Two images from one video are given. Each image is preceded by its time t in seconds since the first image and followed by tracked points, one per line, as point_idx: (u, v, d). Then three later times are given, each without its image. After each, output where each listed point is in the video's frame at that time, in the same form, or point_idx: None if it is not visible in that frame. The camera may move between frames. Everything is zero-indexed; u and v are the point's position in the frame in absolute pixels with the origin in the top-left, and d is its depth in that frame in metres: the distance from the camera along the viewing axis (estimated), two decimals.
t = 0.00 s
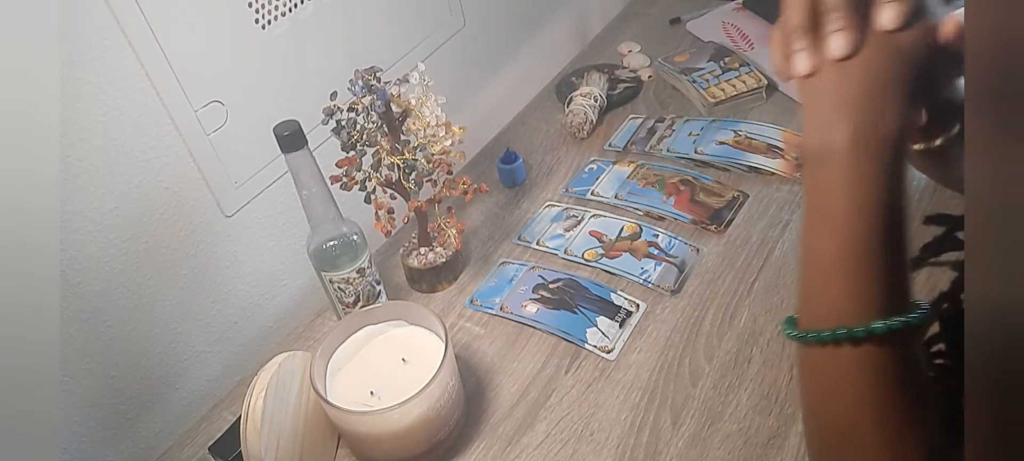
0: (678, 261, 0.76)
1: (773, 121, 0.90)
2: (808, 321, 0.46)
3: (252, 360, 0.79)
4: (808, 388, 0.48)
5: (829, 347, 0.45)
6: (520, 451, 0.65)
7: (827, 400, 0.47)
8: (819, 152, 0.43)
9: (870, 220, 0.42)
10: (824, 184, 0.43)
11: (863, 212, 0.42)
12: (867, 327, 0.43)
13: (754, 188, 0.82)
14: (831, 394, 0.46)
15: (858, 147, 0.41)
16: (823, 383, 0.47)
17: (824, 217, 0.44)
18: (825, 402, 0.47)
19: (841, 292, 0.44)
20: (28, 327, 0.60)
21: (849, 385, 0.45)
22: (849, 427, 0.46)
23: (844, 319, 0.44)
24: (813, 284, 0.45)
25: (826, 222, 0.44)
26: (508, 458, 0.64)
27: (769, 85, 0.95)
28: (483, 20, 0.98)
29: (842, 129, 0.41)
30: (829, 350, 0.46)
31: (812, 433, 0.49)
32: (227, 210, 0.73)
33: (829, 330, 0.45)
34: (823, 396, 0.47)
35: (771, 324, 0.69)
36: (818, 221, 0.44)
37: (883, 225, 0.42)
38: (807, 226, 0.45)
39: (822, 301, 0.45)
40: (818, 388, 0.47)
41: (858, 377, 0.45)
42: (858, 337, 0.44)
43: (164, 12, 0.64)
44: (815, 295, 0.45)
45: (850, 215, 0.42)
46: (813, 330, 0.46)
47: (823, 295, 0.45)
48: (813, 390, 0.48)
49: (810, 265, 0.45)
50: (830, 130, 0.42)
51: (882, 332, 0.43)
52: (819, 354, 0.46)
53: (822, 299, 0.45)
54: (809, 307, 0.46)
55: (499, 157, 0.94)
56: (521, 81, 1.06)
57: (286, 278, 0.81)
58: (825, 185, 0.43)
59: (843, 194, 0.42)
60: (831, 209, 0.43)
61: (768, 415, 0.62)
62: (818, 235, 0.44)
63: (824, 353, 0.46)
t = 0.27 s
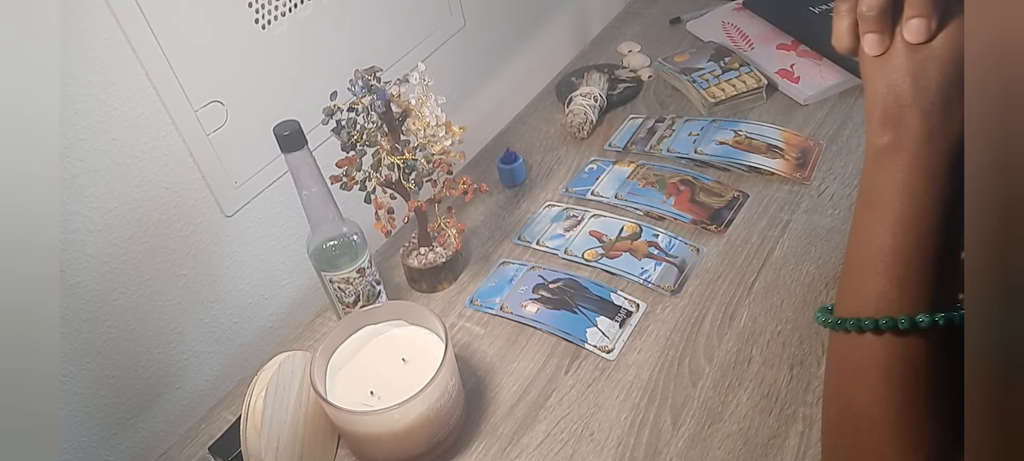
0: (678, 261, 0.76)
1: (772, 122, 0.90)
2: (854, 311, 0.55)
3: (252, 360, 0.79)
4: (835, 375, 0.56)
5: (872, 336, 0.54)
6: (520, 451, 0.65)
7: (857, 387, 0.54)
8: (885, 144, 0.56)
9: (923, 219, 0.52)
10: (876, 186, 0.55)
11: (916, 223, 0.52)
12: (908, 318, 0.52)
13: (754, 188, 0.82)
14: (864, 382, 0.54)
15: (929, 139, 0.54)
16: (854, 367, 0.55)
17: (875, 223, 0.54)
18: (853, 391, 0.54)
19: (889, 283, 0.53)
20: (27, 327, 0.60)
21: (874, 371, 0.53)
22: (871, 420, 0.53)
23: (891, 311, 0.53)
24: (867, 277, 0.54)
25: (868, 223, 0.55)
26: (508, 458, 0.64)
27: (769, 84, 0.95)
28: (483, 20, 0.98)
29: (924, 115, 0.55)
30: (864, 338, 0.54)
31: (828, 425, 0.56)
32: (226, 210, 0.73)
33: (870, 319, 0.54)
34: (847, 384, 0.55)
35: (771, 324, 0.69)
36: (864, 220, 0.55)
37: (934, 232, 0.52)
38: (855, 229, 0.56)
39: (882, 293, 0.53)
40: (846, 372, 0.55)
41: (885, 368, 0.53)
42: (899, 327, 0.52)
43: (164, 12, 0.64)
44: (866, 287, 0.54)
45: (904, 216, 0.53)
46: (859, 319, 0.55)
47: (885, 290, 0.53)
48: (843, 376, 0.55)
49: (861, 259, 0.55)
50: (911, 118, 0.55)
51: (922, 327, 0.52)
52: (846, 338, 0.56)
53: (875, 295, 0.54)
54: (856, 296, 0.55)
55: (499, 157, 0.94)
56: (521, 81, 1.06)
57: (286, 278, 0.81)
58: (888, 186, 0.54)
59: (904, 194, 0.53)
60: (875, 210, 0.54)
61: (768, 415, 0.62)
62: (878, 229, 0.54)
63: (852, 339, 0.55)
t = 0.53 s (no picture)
0: (678, 261, 0.76)
1: (772, 122, 0.90)
2: (851, 313, 0.54)
3: (253, 360, 0.79)
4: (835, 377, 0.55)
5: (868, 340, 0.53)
6: (520, 451, 0.65)
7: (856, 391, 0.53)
8: (878, 146, 0.53)
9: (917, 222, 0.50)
10: (871, 189, 0.53)
11: (909, 228, 0.50)
12: (904, 323, 0.50)
13: (754, 188, 0.82)
14: (861, 384, 0.53)
15: (920, 141, 0.51)
16: (852, 370, 0.54)
17: (870, 227, 0.52)
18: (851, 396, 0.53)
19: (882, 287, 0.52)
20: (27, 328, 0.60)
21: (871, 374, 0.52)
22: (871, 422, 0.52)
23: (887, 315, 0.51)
24: (862, 279, 0.53)
25: (864, 227, 0.53)
26: (508, 458, 0.64)
27: (770, 84, 0.95)
28: (483, 20, 0.98)
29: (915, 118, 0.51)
30: (861, 341, 0.53)
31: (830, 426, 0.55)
32: (226, 210, 0.73)
33: (867, 323, 0.52)
34: (846, 387, 0.54)
35: (771, 324, 0.69)
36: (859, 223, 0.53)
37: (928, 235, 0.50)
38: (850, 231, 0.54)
39: (877, 298, 0.52)
40: (843, 375, 0.54)
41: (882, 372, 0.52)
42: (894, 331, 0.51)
43: (164, 12, 0.64)
44: (861, 290, 0.53)
45: (898, 220, 0.51)
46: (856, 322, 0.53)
47: (880, 293, 0.52)
48: (843, 379, 0.54)
49: (855, 263, 0.53)
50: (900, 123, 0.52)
51: (918, 330, 0.50)
52: (843, 342, 0.54)
53: (870, 298, 0.52)
54: (852, 299, 0.54)
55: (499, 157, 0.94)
56: (521, 81, 1.06)
57: (286, 278, 0.81)
58: (882, 190, 0.52)
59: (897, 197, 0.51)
60: (870, 215, 0.52)
61: (768, 415, 0.62)
62: (870, 232, 0.52)
63: (849, 342, 0.54)
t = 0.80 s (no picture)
0: (678, 261, 0.76)
1: (772, 122, 0.90)
2: (832, 325, 0.53)
3: (252, 360, 0.79)
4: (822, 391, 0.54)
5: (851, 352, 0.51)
6: (520, 452, 0.65)
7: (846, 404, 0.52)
8: (848, 152, 0.51)
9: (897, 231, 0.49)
10: (846, 199, 0.51)
11: (887, 238, 0.49)
12: (886, 334, 0.49)
13: (754, 188, 0.82)
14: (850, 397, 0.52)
15: (890, 149, 0.49)
16: (839, 383, 0.52)
17: (849, 239, 0.51)
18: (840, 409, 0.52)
19: (864, 299, 0.50)
20: (26, 327, 0.60)
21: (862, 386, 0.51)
22: (865, 432, 0.51)
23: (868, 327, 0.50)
24: (842, 291, 0.52)
25: (843, 238, 0.51)
26: (508, 458, 0.64)
27: (770, 84, 0.95)
28: (483, 20, 0.98)
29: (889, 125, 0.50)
30: (844, 355, 0.52)
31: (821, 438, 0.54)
32: (226, 210, 0.73)
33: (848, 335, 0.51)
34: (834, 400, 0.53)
35: (771, 324, 0.69)
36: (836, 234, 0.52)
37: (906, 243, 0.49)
38: (827, 243, 0.53)
39: (858, 310, 0.51)
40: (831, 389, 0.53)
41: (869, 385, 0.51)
42: (877, 343, 0.50)
43: (164, 12, 0.64)
44: (841, 302, 0.52)
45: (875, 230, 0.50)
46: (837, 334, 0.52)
47: (860, 306, 0.51)
48: (830, 392, 0.53)
49: (835, 276, 0.52)
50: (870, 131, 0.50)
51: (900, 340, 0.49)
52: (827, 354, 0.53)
53: (851, 310, 0.51)
54: (832, 312, 0.53)
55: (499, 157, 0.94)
56: (521, 81, 1.06)
57: (286, 278, 0.81)
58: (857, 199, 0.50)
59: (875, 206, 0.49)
60: (848, 225, 0.51)
61: (768, 415, 0.62)
62: (849, 243, 0.51)
63: (832, 356, 0.53)
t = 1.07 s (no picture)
0: (678, 261, 0.76)
1: (772, 122, 0.90)
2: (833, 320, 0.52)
3: (252, 360, 0.79)
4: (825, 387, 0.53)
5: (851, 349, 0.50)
6: (520, 452, 0.65)
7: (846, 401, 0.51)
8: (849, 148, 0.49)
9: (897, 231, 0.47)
10: (847, 197, 0.50)
11: (886, 239, 0.48)
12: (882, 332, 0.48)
13: (754, 188, 0.82)
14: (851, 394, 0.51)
15: (886, 150, 0.47)
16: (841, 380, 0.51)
17: (848, 237, 0.50)
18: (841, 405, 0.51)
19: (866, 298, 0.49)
20: (26, 326, 0.60)
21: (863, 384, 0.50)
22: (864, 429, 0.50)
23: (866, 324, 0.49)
24: (842, 288, 0.51)
25: (843, 236, 0.50)
26: (508, 458, 0.64)
27: (770, 84, 0.95)
28: (483, 20, 0.98)
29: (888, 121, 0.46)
30: (844, 352, 0.51)
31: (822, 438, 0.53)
32: (226, 210, 0.73)
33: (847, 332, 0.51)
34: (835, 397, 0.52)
35: (771, 324, 0.69)
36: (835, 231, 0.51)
37: (906, 243, 0.47)
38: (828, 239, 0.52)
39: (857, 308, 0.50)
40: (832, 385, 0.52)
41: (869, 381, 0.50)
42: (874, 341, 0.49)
43: (164, 12, 0.64)
44: (841, 298, 0.51)
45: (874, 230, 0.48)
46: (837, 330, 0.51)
47: (860, 303, 0.50)
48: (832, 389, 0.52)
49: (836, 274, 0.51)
50: (869, 128, 0.47)
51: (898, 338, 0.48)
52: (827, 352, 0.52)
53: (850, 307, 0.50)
54: (832, 307, 0.52)
55: (499, 157, 0.94)
56: (521, 80, 1.06)
57: (286, 278, 0.81)
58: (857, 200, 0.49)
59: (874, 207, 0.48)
60: (848, 224, 0.50)
61: (768, 415, 0.62)
62: (848, 241, 0.50)
63: (833, 353, 0.52)
